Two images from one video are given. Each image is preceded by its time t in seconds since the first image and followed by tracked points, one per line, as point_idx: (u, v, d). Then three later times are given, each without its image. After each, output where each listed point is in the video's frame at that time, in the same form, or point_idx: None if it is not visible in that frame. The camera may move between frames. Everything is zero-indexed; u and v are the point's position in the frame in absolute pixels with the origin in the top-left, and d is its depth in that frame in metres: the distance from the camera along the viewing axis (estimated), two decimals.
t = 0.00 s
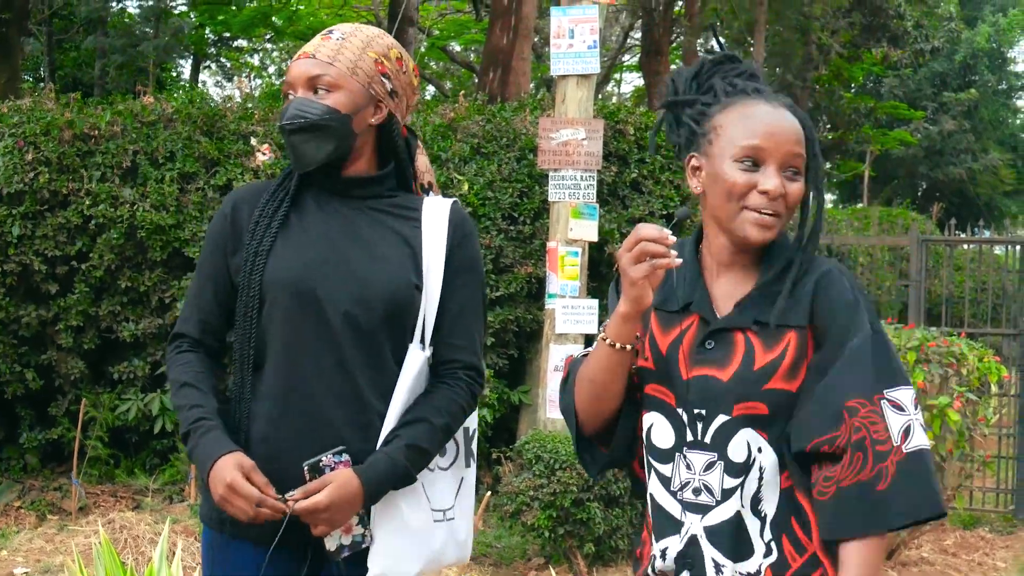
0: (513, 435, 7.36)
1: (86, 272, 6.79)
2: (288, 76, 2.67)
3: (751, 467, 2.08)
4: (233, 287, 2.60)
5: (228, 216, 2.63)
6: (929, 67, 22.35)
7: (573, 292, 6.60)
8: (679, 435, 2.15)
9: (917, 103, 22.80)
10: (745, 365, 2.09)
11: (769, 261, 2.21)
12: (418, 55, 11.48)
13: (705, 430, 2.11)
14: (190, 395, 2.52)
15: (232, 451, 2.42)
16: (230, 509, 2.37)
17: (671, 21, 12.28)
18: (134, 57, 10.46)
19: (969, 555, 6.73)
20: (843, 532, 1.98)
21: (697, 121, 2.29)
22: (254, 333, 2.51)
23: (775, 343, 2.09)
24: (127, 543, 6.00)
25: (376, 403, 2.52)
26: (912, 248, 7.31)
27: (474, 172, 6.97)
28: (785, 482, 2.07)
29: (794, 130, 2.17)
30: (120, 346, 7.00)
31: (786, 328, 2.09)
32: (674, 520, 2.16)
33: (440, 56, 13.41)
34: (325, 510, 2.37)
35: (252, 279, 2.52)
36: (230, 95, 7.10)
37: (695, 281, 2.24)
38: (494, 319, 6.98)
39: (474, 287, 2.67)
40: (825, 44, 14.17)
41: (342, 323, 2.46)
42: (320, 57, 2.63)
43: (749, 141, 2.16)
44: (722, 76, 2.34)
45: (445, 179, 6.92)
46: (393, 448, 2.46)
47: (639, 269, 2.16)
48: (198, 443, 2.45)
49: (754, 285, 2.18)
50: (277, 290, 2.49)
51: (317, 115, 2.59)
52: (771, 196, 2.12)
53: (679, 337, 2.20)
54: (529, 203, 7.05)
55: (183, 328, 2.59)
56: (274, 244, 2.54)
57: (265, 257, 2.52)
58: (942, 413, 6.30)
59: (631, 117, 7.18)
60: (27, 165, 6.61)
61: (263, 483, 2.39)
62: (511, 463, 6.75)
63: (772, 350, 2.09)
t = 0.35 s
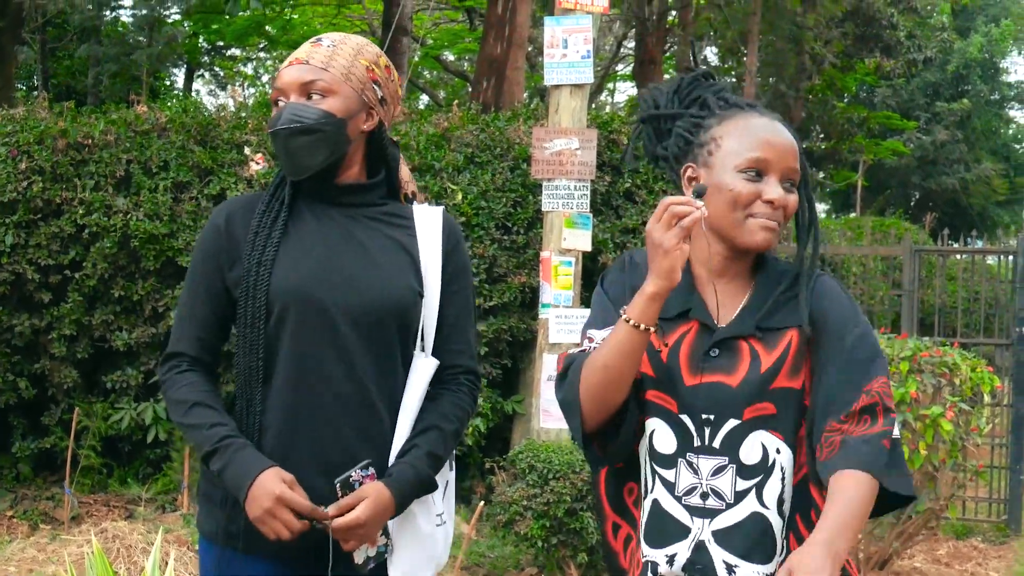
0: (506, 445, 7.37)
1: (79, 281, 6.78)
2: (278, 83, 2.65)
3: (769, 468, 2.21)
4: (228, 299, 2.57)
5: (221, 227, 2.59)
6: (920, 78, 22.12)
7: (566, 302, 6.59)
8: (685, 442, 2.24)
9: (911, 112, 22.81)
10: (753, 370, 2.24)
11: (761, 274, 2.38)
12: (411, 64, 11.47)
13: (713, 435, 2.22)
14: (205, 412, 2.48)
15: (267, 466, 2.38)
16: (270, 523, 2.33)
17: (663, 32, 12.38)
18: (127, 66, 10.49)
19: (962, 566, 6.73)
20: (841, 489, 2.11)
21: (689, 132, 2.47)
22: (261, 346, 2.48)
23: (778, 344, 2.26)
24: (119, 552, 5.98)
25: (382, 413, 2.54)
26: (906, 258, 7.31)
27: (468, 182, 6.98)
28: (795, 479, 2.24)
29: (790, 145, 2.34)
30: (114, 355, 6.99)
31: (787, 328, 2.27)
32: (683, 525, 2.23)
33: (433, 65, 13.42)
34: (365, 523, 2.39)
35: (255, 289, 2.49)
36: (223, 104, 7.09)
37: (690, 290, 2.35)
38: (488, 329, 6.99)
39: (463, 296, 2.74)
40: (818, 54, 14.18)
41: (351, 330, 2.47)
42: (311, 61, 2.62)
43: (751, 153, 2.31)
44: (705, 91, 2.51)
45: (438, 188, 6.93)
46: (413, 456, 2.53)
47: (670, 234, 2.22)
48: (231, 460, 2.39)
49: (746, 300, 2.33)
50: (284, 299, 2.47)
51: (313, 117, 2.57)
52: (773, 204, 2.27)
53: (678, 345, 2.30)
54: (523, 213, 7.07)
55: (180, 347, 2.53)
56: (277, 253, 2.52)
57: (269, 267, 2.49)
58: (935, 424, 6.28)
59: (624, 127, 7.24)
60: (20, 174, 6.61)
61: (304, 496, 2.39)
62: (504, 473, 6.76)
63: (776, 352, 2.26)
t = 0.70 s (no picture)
0: (496, 449, 7.38)
1: (68, 285, 6.77)
2: (264, 87, 2.62)
3: (753, 451, 2.25)
4: (218, 304, 2.52)
5: (210, 232, 2.53)
6: (910, 82, 22.27)
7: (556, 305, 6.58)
8: (672, 433, 2.27)
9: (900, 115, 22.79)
10: (733, 357, 2.30)
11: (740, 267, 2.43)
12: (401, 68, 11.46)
13: (698, 424, 2.27)
14: (206, 419, 2.41)
15: (278, 473, 2.34)
16: (287, 529, 2.31)
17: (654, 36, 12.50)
18: (116, 70, 10.42)
19: (951, 569, 6.74)
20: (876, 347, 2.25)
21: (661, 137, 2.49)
22: (257, 350, 2.45)
23: (755, 329, 2.33)
24: (107, 556, 5.95)
25: (378, 412, 2.54)
26: (895, 262, 7.30)
27: (457, 185, 6.98)
28: (782, 460, 2.29)
29: (761, 149, 2.37)
30: (103, 359, 6.98)
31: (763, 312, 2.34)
32: (676, 516, 2.25)
33: (422, 69, 13.43)
34: (378, 523, 2.40)
35: (251, 293, 2.45)
36: (212, 108, 7.09)
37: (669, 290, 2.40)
38: (477, 332, 7.00)
39: (445, 302, 2.76)
40: (807, 58, 14.22)
41: (348, 331, 2.46)
42: (296, 64, 2.60)
43: (726, 157, 2.34)
44: (676, 99, 2.55)
45: (428, 192, 6.93)
46: (414, 457, 2.56)
47: (651, 247, 2.20)
48: (239, 467, 2.34)
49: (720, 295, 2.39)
50: (281, 302, 2.45)
51: (304, 121, 2.55)
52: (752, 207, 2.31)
53: (659, 342, 2.36)
54: (512, 217, 7.09)
55: (172, 354, 2.45)
56: (270, 255, 2.49)
57: (265, 270, 2.47)
58: (923, 428, 6.31)
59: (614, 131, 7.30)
60: (9, 178, 6.60)
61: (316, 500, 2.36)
62: (493, 476, 6.76)
63: (752, 338, 2.32)
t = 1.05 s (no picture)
0: (489, 450, 7.39)
1: (61, 286, 6.77)
2: (258, 87, 2.59)
3: (736, 450, 2.18)
4: (214, 307, 2.48)
5: (205, 232, 2.49)
6: (903, 85, 21.99)
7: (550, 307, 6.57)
8: (657, 428, 2.22)
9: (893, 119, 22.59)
10: (721, 355, 2.23)
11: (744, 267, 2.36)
12: (395, 69, 11.45)
13: (683, 420, 2.21)
14: (206, 425, 2.36)
15: (289, 477, 2.31)
16: (300, 534, 2.27)
17: (648, 39, 12.65)
18: (110, 70, 10.32)
19: (944, 571, 6.74)
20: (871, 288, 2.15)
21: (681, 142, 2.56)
22: (259, 352, 2.41)
23: (746, 331, 2.25)
24: (100, 557, 5.93)
25: (377, 413, 2.52)
26: (888, 264, 7.32)
27: (451, 186, 6.99)
28: (773, 462, 2.19)
29: (734, 147, 2.33)
30: (96, 360, 6.98)
31: (753, 318, 2.26)
32: (655, 511, 2.19)
33: (416, 70, 13.43)
34: (389, 524, 2.40)
35: (251, 295, 2.42)
36: (205, 109, 7.08)
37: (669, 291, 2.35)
38: (471, 333, 7.01)
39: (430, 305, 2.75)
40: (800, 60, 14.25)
41: (348, 332, 2.45)
42: (290, 61, 2.59)
43: (687, 157, 2.30)
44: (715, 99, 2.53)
45: (421, 193, 6.94)
46: (411, 457, 2.57)
47: (628, 258, 2.22)
48: (247, 477, 2.29)
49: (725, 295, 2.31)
50: (282, 306, 2.42)
51: (308, 119, 2.54)
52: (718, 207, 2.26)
53: (652, 341, 2.30)
54: (505, 218, 7.10)
55: (165, 358, 2.41)
56: (270, 257, 2.46)
57: (266, 271, 2.44)
58: (916, 430, 6.36)
59: (607, 133, 7.32)
60: (1, 178, 6.59)
61: (324, 505, 2.33)
62: (487, 477, 6.76)
63: (743, 341, 2.24)
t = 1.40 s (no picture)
0: (484, 450, 7.40)
1: (55, 288, 6.76)
2: (298, 88, 2.51)
3: (700, 444, 2.17)
4: (214, 314, 2.42)
5: (209, 238, 2.41)
6: (896, 83, 22.29)
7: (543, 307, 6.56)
8: (628, 421, 2.27)
9: (886, 118, 22.54)
10: (690, 348, 2.23)
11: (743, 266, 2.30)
12: (390, 70, 11.44)
13: (648, 411, 2.23)
14: (230, 433, 2.30)
15: (330, 479, 2.30)
16: (342, 535, 2.27)
17: (641, 37, 12.79)
18: (102, 72, 10.25)
19: (939, 569, 6.75)
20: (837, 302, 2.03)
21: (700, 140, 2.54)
22: (271, 356, 2.38)
23: (717, 327, 2.22)
24: (95, 559, 5.91)
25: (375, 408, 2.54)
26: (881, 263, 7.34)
27: (445, 187, 7.01)
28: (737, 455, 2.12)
29: (737, 149, 2.27)
30: (90, 361, 6.97)
31: (728, 312, 2.22)
32: (619, 502, 2.25)
33: (410, 71, 13.42)
34: (415, 522, 2.46)
35: (262, 303, 2.38)
36: (199, 110, 7.08)
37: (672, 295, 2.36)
38: (465, 333, 7.02)
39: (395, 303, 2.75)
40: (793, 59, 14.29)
41: (353, 333, 2.46)
42: (329, 70, 2.57)
43: (690, 162, 2.28)
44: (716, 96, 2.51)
45: (415, 194, 6.96)
46: (409, 454, 2.64)
47: (595, 266, 2.40)
48: (289, 480, 2.27)
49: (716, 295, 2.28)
50: (294, 312, 2.40)
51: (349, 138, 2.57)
52: (724, 210, 2.23)
53: (643, 339, 2.34)
54: (500, 218, 7.11)
55: (173, 368, 2.32)
56: (275, 261, 2.43)
57: (274, 275, 2.41)
58: (910, 429, 6.33)
59: (600, 132, 7.35)
60: None
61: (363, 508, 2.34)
62: (482, 477, 6.76)
63: (713, 335, 2.22)
